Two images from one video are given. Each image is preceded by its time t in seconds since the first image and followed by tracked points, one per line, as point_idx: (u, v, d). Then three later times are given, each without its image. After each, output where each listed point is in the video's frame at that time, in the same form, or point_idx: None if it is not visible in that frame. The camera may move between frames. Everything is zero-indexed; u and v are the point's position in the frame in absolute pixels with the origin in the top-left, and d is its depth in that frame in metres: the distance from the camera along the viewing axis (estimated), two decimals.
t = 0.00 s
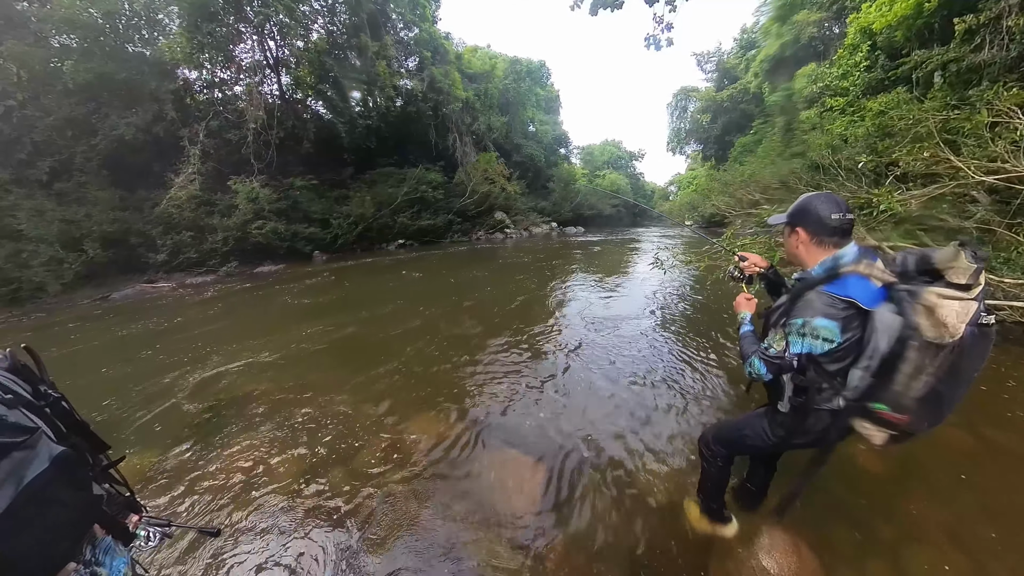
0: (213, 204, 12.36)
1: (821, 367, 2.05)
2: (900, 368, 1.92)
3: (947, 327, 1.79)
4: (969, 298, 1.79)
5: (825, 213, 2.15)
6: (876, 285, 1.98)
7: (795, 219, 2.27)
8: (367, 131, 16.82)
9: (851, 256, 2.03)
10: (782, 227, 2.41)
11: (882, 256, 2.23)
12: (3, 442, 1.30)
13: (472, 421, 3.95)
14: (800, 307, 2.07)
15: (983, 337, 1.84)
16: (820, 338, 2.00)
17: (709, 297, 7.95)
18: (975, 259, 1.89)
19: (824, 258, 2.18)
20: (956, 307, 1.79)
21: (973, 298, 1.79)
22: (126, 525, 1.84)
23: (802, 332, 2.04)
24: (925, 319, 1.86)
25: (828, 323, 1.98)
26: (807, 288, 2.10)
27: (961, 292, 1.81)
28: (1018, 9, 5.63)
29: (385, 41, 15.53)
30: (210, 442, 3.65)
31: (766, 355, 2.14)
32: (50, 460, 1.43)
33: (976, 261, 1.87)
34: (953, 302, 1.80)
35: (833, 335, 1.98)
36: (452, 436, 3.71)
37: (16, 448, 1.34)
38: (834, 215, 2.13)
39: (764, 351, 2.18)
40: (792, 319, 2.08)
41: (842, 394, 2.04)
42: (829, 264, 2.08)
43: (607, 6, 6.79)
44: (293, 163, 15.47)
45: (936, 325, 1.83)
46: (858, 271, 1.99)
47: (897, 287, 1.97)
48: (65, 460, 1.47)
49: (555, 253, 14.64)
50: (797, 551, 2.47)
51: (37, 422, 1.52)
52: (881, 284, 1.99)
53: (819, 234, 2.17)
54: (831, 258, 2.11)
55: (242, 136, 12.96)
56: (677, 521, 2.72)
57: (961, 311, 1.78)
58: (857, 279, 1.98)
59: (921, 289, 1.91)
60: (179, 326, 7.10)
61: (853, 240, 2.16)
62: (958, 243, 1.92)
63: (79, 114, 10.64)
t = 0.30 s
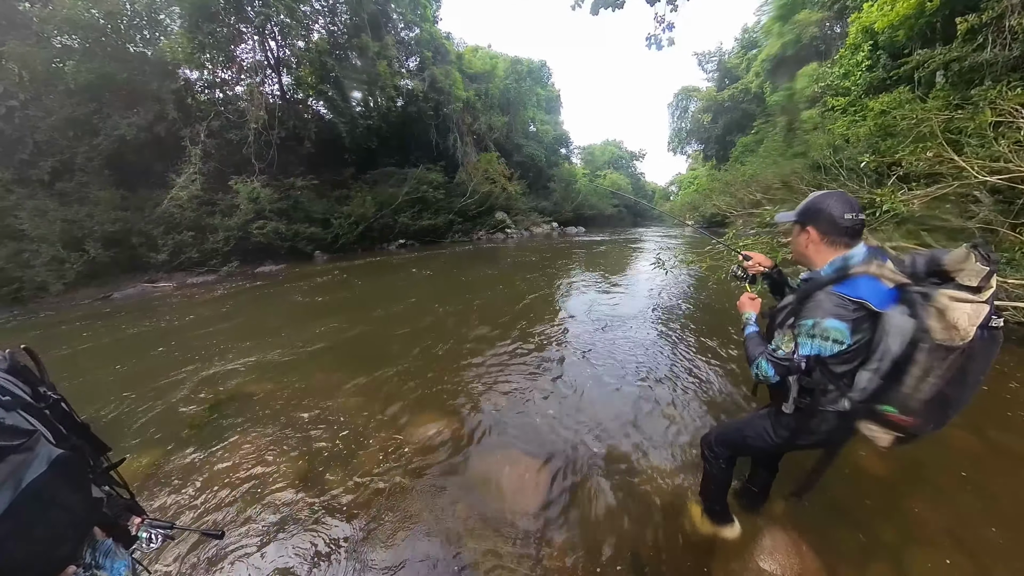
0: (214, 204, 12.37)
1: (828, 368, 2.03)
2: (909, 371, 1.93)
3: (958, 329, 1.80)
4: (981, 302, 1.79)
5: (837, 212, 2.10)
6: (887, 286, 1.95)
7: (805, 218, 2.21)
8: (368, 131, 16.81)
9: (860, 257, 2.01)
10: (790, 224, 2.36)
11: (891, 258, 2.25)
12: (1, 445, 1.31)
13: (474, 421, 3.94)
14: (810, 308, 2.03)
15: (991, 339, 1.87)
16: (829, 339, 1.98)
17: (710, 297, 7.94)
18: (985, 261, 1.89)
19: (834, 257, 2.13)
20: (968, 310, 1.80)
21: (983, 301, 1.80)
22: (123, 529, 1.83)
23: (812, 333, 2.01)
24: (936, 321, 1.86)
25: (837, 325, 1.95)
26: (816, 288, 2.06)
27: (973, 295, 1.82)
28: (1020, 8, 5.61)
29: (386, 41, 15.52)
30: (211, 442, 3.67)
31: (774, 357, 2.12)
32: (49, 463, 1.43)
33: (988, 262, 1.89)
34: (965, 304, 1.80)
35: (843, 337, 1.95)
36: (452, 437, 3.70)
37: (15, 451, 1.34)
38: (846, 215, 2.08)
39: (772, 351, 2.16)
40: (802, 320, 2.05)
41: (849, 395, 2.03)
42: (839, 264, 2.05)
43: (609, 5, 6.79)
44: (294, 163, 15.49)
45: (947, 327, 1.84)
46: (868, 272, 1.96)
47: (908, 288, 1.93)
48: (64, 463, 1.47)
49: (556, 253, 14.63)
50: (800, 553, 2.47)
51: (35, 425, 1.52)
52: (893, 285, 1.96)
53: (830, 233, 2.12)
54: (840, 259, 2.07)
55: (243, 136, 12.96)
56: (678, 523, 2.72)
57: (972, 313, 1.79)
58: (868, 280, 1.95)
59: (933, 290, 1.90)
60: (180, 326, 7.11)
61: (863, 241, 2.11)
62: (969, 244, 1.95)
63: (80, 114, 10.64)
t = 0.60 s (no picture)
0: (215, 204, 12.38)
1: (830, 369, 2.03)
2: (915, 371, 1.93)
3: (964, 329, 1.82)
4: (987, 301, 1.82)
5: (845, 211, 2.08)
6: (895, 285, 1.94)
7: (811, 216, 2.19)
8: (369, 131, 16.81)
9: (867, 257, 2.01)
10: (796, 222, 2.33)
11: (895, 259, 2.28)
12: (0, 446, 1.30)
13: (475, 422, 3.94)
14: (818, 308, 2.02)
15: (995, 339, 1.88)
16: (838, 340, 1.96)
17: (711, 297, 7.94)
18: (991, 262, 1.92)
19: (841, 256, 2.11)
20: (974, 309, 1.82)
21: (990, 301, 1.82)
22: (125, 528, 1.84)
23: (820, 334, 1.98)
24: (941, 320, 1.89)
25: (846, 325, 1.94)
26: (823, 289, 2.05)
27: (979, 295, 1.84)
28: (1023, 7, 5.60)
29: (387, 41, 15.52)
30: (213, 442, 3.67)
31: (781, 359, 2.08)
32: (49, 464, 1.43)
33: (994, 262, 1.92)
34: (971, 303, 1.84)
35: (852, 337, 1.93)
36: (453, 437, 3.70)
37: (14, 453, 1.34)
38: (854, 214, 2.07)
39: (779, 353, 2.13)
40: (811, 321, 2.02)
41: (856, 395, 2.02)
42: (846, 263, 2.05)
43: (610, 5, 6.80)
44: (295, 163, 15.50)
45: (952, 327, 1.86)
46: (876, 272, 1.96)
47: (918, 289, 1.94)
48: (64, 464, 1.47)
49: (556, 252, 14.62)
50: (802, 553, 2.47)
51: (36, 426, 1.52)
52: (901, 285, 1.96)
53: (839, 232, 2.10)
54: (847, 258, 2.07)
55: (244, 136, 12.97)
56: (679, 523, 2.72)
57: (979, 314, 1.82)
58: (875, 280, 1.94)
59: (940, 291, 1.92)
60: (180, 326, 7.10)
61: (868, 240, 2.11)
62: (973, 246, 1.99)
63: (81, 114, 10.66)
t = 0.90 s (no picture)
0: (216, 204, 12.38)
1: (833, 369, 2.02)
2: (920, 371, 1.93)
3: (970, 329, 1.83)
4: (993, 301, 1.83)
5: (852, 210, 2.07)
6: (904, 285, 1.93)
7: (817, 214, 2.17)
8: (370, 131, 16.82)
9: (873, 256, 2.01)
10: (799, 221, 2.31)
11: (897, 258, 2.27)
12: (0, 443, 1.30)
13: (475, 422, 3.93)
14: (826, 308, 1.99)
15: (999, 338, 1.89)
16: (847, 341, 1.93)
17: (712, 297, 7.93)
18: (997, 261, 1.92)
19: (848, 255, 2.10)
20: (981, 310, 1.83)
21: (995, 300, 1.83)
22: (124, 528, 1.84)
23: (829, 335, 1.94)
24: (948, 319, 1.90)
25: (854, 326, 1.91)
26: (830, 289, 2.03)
27: (985, 295, 1.85)
28: None
29: (388, 41, 15.54)
30: (214, 442, 3.67)
31: (788, 361, 2.03)
32: (48, 462, 1.42)
33: (1000, 262, 1.92)
34: (977, 303, 1.85)
35: (860, 338, 1.91)
36: (454, 437, 3.69)
37: (14, 450, 1.33)
38: (861, 213, 2.06)
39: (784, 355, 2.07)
40: (819, 322, 1.98)
41: (860, 395, 2.02)
42: (853, 262, 2.05)
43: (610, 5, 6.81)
44: (296, 163, 15.52)
45: (957, 326, 1.87)
46: (884, 272, 1.94)
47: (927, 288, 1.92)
48: (63, 462, 1.46)
49: (557, 252, 14.62)
50: (803, 553, 2.46)
51: (37, 424, 1.52)
52: (910, 285, 1.94)
53: (847, 232, 2.08)
54: (854, 258, 2.06)
55: (245, 136, 12.97)
56: (681, 523, 2.71)
57: (985, 314, 1.83)
58: (883, 279, 1.93)
59: (947, 291, 1.92)
60: (181, 326, 7.11)
61: (873, 240, 2.11)
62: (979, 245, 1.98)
63: (83, 114, 10.70)
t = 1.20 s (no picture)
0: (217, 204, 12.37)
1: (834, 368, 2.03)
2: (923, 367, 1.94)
3: (970, 325, 1.84)
4: (993, 297, 1.83)
5: (858, 207, 2.08)
6: (909, 281, 1.94)
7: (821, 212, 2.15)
8: (371, 131, 16.84)
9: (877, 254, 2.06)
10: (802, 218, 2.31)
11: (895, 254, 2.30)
12: (5, 433, 1.33)
13: (477, 422, 3.94)
14: (833, 306, 1.98)
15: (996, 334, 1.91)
16: (855, 338, 1.92)
17: (713, 296, 7.93)
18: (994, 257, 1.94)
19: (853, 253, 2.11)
20: (982, 306, 1.83)
21: (995, 296, 1.84)
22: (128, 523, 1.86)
23: (837, 332, 1.94)
24: (948, 315, 1.90)
25: (863, 323, 1.90)
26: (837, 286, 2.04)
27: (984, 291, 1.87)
28: None
29: (388, 41, 15.54)
30: (217, 441, 3.69)
31: (796, 359, 2.04)
32: (52, 452, 1.44)
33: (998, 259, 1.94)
34: (977, 298, 1.85)
35: (868, 335, 1.90)
36: (455, 437, 3.70)
37: (17, 440, 1.36)
38: (867, 212, 2.07)
39: (793, 353, 2.07)
40: (828, 319, 1.98)
41: (864, 392, 2.01)
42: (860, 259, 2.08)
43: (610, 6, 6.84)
44: (297, 163, 15.54)
45: (959, 322, 1.88)
46: (890, 268, 1.96)
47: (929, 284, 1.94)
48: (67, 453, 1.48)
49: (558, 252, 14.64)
50: (804, 553, 2.47)
51: (42, 416, 1.54)
52: (914, 282, 1.96)
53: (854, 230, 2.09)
54: (858, 256, 2.10)
55: (246, 137, 12.97)
56: (682, 523, 2.72)
57: (985, 310, 1.83)
58: (890, 276, 1.94)
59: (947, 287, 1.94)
60: (183, 326, 7.11)
61: (875, 237, 2.14)
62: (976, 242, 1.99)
63: (86, 115, 10.87)
